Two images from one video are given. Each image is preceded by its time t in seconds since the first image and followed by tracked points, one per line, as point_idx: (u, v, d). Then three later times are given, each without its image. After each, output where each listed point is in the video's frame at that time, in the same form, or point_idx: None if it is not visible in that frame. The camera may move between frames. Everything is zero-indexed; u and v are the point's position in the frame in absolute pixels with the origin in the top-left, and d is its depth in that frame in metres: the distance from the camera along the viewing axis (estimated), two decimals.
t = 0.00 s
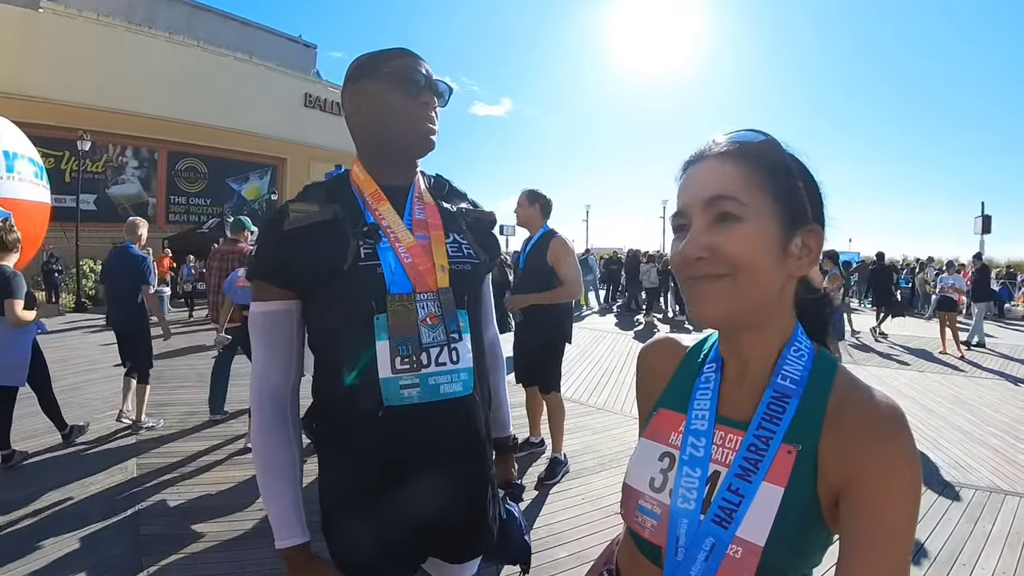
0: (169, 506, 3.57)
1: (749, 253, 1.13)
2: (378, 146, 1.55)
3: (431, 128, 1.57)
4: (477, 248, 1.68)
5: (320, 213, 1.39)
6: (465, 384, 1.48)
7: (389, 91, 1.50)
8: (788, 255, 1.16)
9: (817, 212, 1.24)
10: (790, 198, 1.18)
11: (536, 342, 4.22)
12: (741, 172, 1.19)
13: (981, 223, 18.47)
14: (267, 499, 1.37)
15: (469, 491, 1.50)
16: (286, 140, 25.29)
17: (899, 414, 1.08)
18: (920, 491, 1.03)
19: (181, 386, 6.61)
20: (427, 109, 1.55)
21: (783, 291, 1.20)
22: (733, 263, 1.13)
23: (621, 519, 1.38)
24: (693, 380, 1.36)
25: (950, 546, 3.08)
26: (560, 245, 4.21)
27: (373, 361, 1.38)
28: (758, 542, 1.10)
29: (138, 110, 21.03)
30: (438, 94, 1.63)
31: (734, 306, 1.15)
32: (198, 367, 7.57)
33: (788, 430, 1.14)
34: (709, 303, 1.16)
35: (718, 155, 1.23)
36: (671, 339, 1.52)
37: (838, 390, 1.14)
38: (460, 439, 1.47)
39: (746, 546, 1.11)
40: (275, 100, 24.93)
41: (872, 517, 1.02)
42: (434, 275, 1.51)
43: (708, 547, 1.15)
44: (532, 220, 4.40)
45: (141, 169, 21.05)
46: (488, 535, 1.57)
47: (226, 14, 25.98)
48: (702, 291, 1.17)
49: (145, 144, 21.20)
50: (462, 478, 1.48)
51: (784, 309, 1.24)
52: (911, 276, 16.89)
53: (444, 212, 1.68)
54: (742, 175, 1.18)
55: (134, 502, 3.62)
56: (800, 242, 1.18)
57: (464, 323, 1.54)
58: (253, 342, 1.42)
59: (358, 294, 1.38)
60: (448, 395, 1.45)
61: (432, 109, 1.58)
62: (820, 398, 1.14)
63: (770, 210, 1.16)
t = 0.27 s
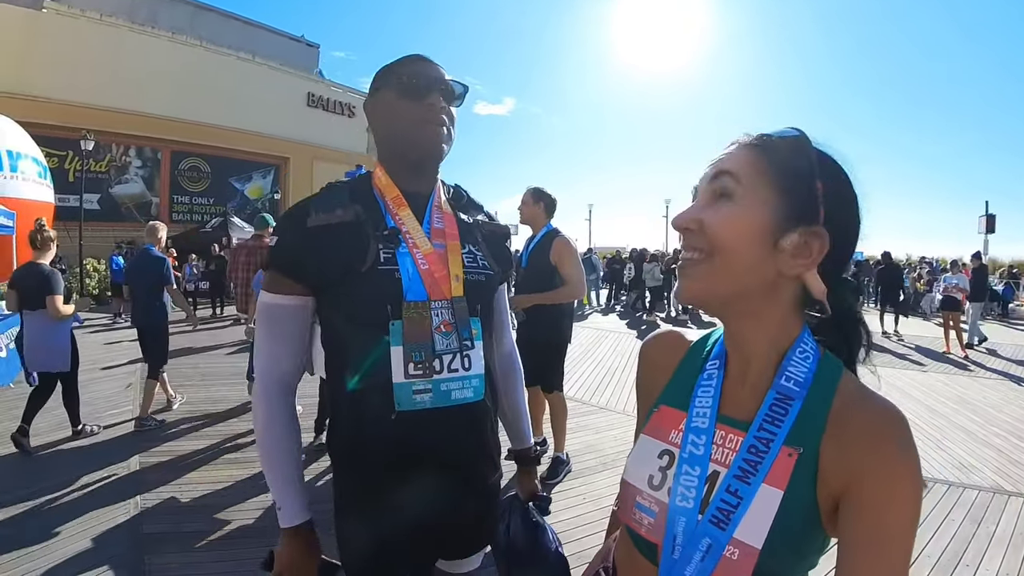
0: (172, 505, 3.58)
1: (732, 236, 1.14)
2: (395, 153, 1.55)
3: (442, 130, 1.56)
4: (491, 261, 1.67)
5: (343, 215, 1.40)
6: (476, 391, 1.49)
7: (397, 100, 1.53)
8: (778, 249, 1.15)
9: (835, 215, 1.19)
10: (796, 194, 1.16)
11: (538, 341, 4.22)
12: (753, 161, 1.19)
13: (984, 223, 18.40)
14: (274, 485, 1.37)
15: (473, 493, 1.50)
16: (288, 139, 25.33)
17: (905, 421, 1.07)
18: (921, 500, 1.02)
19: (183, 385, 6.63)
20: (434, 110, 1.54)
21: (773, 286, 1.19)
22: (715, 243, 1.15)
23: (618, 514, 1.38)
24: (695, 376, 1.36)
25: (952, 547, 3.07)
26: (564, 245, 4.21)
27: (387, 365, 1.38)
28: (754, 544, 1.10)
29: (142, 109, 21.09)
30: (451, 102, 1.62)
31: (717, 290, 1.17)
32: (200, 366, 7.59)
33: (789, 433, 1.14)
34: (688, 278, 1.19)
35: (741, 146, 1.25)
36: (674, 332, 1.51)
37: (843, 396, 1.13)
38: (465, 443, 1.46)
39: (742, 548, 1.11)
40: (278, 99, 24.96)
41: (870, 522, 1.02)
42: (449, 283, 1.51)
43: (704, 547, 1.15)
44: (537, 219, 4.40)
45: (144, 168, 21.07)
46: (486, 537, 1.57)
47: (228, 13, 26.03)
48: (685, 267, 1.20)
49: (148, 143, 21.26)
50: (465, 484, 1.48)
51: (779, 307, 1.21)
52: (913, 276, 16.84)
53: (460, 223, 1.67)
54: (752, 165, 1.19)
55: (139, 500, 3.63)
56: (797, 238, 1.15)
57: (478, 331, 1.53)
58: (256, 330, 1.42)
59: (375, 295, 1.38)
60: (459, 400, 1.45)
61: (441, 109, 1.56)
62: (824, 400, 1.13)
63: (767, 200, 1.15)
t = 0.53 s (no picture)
0: (175, 505, 3.59)
1: (713, 246, 1.17)
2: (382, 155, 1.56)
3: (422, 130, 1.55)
4: (484, 266, 1.69)
5: (340, 216, 1.40)
6: (478, 393, 1.51)
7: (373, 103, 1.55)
8: (761, 258, 1.15)
9: (829, 222, 1.14)
10: (781, 203, 1.15)
11: (540, 343, 4.22)
12: (743, 173, 1.21)
13: (987, 223, 18.33)
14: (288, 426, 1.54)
15: (472, 497, 1.49)
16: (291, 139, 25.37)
17: (913, 444, 1.05)
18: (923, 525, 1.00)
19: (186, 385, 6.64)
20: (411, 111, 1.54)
21: (764, 295, 1.19)
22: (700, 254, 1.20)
23: (617, 520, 1.37)
24: (701, 384, 1.35)
25: (954, 549, 3.07)
26: (566, 247, 4.19)
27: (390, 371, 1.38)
28: (751, 559, 1.10)
29: (145, 109, 21.13)
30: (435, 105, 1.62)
31: (705, 301, 1.21)
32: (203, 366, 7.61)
33: (793, 448, 1.13)
34: (682, 288, 1.25)
35: (740, 158, 1.26)
36: (682, 339, 1.50)
37: (849, 415, 1.12)
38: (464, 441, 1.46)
39: (738, 562, 1.11)
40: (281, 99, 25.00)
41: (871, 543, 1.00)
42: (447, 287, 1.52)
43: (698, 558, 1.15)
44: (539, 220, 4.40)
45: (147, 168, 21.10)
46: (488, 543, 1.55)
47: (231, 13, 26.05)
48: (682, 277, 1.27)
49: (151, 144, 21.29)
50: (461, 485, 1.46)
51: (772, 316, 1.21)
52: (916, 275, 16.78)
53: (453, 228, 1.69)
54: (742, 176, 1.20)
55: (142, 501, 3.64)
56: (781, 247, 1.14)
57: (474, 334, 1.55)
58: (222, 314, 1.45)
59: (372, 298, 1.37)
60: (463, 403, 1.46)
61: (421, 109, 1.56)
62: (830, 417, 1.12)
63: (750, 210, 1.17)
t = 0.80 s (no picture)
0: (178, 502, 3.61)
1: (714, 246, 1.18)
2: (361, 147, 1.55)
3: (402, 122, 1.53)
4: (470, 263, 1.66)
5: (311, 210, 1.39)
6: (450, 400, 1.49)
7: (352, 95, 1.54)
8: (763, 257, 1.15)
9: (832, 220, 1.14)
10: (783, 201, 1.15)
11: (542, 341, 4.23)
12: (743, 171, 1.21)
13: (992, 223, 18.25)
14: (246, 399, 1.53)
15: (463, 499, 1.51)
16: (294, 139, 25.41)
17: (913, 437, 1.05)
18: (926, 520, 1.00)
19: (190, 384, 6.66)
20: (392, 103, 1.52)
21: (766, 294, 1.19)
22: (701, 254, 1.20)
23: (621, 514, 1.38)
24: (703, 379, 1.36)
25: (957, 548, 3.06)
26: (568, 246, 4.19)
27: (357, 373, 1.39)
28: (752, 552, 1.10)
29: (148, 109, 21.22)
30: (416, 93, 1.57)
31: (707, 300, 1.21)
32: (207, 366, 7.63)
33: (794, 442, 1.14)
34: (684, 287, 1.25)
35: (740, 155, 1.26)
36: (685, 335, 1.51)
37: (849, 410, 1.12)
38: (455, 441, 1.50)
39: (740, 554, 1.11)
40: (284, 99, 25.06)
41: (873, 536, 1.00)
42: (421, 287, 1.51)
43: (700, 551, 1.16)
44: (541, 220, 4.40)
45: (150, 168, 21.33)
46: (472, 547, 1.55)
47: (234, 13, 26.14)
48: (684, 277, 1.27)
49: (155, 143, 21.34)
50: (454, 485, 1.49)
51: (775, 314, 1.21)
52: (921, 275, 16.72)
53: (439, 223, 1.68)
54: (741, 174, 1.20)
55: (146, 498, 3.66)
56: (783, 246, 1.14)
57: (452, 337, 1.53)
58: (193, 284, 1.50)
59: (340, 298, 1.38)
60: (432, 409, 1.45)
61: (401, 101, 1.54)
62: (831, 411, 1.13)
63: (752, 209, 1.17)
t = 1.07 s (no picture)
0: (183, 499, 3.61)
1: (713, 237, 1.18)
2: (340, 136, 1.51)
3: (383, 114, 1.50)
4: (453, 255, 1.59)
5: (286, 197, 1.39)
6: (424, 398, 1.45)
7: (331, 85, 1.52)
8: (762, 248, 1.16)
9: (830, 211, 1.15)
10: (782, 192, 1.16)
11: (544, 339, 4.23)
12: (741, 162, 1.21)
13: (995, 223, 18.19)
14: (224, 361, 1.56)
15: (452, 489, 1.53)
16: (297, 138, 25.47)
17: (909, 424, 1.06)
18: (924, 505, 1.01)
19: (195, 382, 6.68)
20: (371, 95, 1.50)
21: (764, 285, 1.20)
22: (699, 244, 1.20)
23: (621, 506, 1.38)
24: (701, 369, 1.36)
25: (960, 546, 3.06)
26: (571, 244, 4.20)
27: (327, 366, 1.39)
28: (755, 539, 1.11)
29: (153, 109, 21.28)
30: (397, 83, 1.55)
31: (705, 291, 1.21)
32: (212, 364, 7.66)
33: (793, 430, 1.14)
34: (681, 278, 1.25)
35: (737, 146, 1.26)
36: (682, 326, 1.51)
37: (846, 399, 1.13)
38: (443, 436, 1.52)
39: (742, 542, 1.12)
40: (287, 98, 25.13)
41: (872, 523, 1.00)
42: (395, 281, 1.46)
43: (702, 540, 1.17)
44: (544, 218, 4.41)
45: (155, 168, 21.18)
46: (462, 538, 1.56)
47: (237, 13, 26.19)
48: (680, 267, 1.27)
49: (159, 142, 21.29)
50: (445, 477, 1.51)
51: (772, 305, 1.22)
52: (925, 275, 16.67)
53: (422, 213, 1.60)
54: (740, 165, 1.21)
55: (151, 495, 3.66)
56: (781, 237, 1.15)
57: (428, 333, 1.48)
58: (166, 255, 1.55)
59: (315, 287, 1.38)
60: (404, 406, 1.42)
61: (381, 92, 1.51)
62: (829, 399, 1.13)
63: (751, 200, 1.17)
